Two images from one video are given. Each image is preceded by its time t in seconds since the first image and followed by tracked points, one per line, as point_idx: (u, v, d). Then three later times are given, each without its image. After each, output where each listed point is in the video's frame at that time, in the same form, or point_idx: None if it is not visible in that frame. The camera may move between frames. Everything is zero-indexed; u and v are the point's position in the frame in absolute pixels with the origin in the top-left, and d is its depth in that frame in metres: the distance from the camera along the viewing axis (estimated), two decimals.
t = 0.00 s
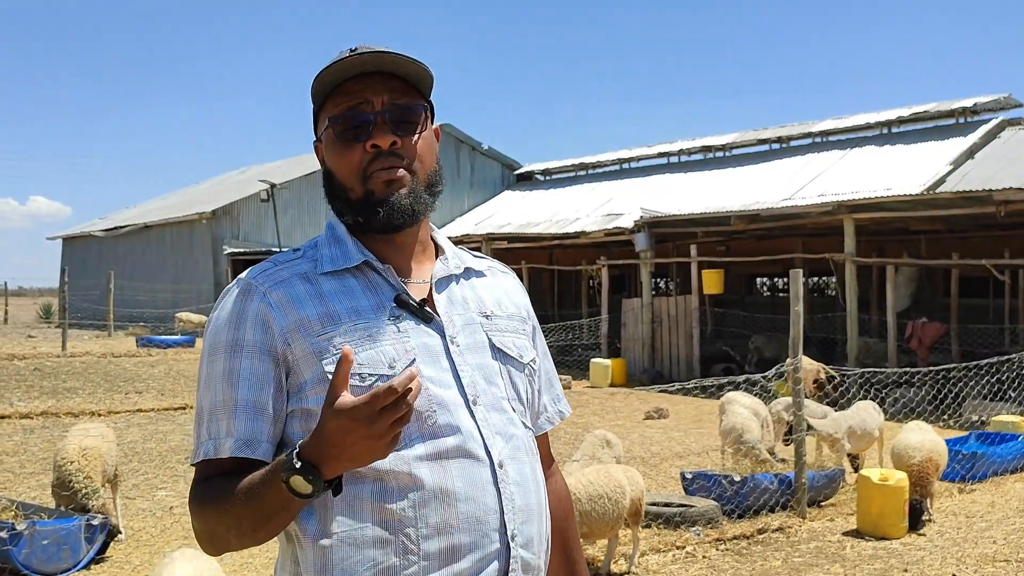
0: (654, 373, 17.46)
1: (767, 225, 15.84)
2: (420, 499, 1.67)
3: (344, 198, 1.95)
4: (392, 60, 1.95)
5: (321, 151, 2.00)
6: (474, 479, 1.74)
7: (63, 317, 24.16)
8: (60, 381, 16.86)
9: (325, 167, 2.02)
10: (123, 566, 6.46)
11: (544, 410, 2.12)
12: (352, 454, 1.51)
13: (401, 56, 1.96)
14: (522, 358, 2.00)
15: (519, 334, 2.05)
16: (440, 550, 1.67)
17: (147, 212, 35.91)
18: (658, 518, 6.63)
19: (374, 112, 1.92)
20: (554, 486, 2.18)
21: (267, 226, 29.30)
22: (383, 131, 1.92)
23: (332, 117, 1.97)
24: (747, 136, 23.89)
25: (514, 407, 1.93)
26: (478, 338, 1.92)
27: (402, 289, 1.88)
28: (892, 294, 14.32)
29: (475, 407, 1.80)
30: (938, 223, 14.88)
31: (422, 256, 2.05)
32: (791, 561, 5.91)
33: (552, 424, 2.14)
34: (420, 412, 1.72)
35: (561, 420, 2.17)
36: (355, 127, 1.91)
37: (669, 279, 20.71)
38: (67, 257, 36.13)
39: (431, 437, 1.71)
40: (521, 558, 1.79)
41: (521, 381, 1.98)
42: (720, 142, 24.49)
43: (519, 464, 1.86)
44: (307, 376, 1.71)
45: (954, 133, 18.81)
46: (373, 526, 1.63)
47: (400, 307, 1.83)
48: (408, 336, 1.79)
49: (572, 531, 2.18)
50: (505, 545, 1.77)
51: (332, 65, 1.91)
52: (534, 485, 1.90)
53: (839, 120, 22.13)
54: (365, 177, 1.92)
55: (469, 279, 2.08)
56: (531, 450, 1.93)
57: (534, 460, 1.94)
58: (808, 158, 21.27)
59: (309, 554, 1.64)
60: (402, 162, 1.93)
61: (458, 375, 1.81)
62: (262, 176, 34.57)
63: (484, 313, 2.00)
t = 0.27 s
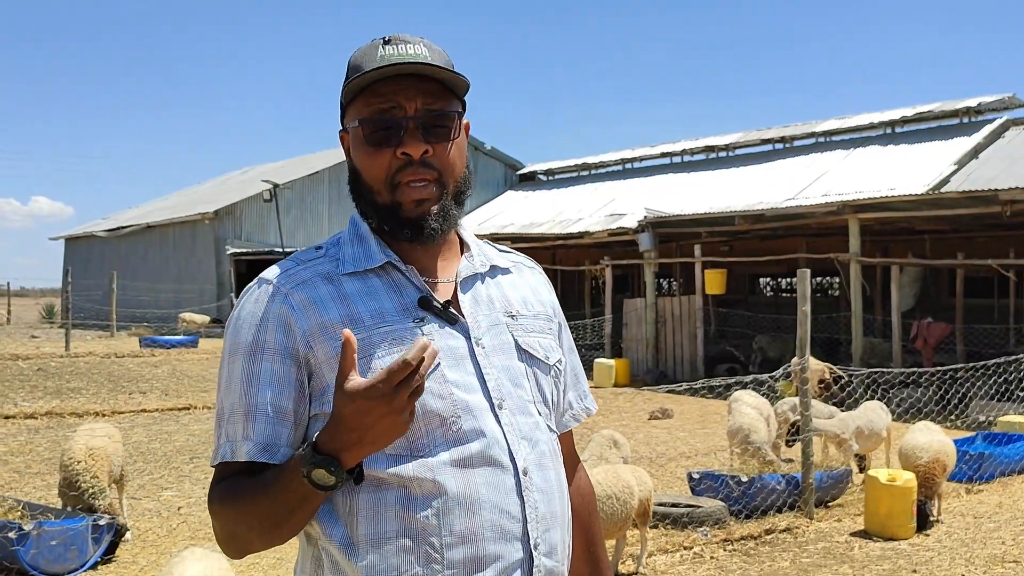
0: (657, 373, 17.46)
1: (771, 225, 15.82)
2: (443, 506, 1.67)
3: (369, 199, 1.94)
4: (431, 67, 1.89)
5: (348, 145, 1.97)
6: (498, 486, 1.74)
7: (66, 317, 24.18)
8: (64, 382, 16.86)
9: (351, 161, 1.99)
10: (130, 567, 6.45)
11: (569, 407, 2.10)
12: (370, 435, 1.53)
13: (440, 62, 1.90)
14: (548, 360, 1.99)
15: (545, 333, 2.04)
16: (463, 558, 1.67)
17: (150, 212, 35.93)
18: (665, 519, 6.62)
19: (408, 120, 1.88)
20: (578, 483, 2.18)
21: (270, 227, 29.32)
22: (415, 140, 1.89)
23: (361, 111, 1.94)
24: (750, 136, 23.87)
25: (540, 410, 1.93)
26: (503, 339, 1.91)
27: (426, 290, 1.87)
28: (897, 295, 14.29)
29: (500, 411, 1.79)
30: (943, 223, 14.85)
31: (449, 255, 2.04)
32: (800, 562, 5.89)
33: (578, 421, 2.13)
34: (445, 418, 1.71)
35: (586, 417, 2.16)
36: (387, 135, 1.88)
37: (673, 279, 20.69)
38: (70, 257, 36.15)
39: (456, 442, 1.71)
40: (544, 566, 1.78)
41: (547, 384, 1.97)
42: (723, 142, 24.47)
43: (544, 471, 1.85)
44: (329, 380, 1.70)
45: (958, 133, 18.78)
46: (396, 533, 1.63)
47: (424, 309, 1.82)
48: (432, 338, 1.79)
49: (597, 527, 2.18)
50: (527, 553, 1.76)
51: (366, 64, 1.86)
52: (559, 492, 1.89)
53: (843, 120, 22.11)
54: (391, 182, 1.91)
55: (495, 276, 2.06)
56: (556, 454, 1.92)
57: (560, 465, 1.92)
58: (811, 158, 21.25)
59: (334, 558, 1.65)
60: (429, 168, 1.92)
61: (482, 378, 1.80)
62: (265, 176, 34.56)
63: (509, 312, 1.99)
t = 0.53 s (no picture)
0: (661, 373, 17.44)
1: (774, 225, 15.79)
2: (473, 512, 1.66)
3: (400, 202, 1.92)
4: (468, 73, 1.83)
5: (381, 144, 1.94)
6: (529, 490, 1.72)
7: (69, 317, 24.20)
8: (67, 382, 16.88)
9: (382, 161, 1.97)
10: (135, 568, 6.45)
11: (597, 410, 2.09)
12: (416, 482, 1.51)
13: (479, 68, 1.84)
14: (578, 362, 1.97)
15: (574, 336, 2.01)
16: (494, 563, 1.66)
17: (152, 212, 35.96)
18: (672, 520, 6.60)
19: (443, 130, 1.84)
20: (608, 486, 2.16)
21: (272, 227, 29.32)
22: (450, 149, 1.85)
23: (396, 111, 1.89)
24: (753, 136, 23.85)
25: (570, 414, 1.91)
26: (533, 341, 1.89)
27: (455, 292, 1.85)
28: (901, 295, 14.27)
29: (530, 414, 1.77)
30: (947, 223, 14.82)
31: (479, 257, 2.02)
32: (808, 563, 5.87)
33: (606, 422, 2.11)
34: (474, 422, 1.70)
35: (614, 419, 2.14)
36: (422, 143, 1.84)
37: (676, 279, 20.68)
38: (72, 257, 36.18)
39: (485, 446, 1.69)
40: (575, 572, 1.76)
41: (577, 387, 1.95)
42: (726, 142, 24.45)
43: (574, 476, 1.83)
44: (358, 383, 1.69)
45: (961, 133, 18.76)
46: (426, 541, 1.62)
47: (453, 311, 1.80)
48: (460, 341, 1.77)
49: (629, 531, 2.16)
50: (558, 558, 1.75)
51: (402, 67, 1.81)
52: (588, 497, 1.87)
53: (846, 120, 22.09)
54: (424, 188, 1.88)
55: (525, 277, 2.04)
56: (585, 458, 1.90)
57: (589, 469, 1.90)
58: (814, 158, 21.23)
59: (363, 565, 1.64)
60: (464, 175, 1.89)
61: (513, 382, 1.79)
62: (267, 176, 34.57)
63: (539, 314, 1.96)
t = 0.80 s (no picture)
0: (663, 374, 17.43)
1: (777, 225, 15.78)
2: (497, 519, 1.65)
3: (430, 204, 1.91)
4: (502, 75, 1.83)
5: (410, 143, 1.93)
6: (553, 496, 1.72)
7: (71, 318, 24.22)
8: (70, 382, 16.90)
9: (412, 160, 1.96)
10: (140, 569, 6.44)
11: (621, 416, 2.06)
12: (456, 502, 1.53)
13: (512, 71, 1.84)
14: (603, 367, 1.96)
15: (600, 341, 2.00)
16: (519, 570, 1.65)
17: (154, 212, 35.97)
18: (678, 521, 6.58)
19: (477, 132, 1.83)
20: (632, 492, 2.14)
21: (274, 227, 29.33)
22: (482, 151, 1.85)
23: (427, 111, 1.88)
24: (755, 136, 23.84)
25: (594, 418, 1.90)
26: (558, 346, 1.88)
27: (480, 297, 1.84)
28: (904, 295, 14.25)
29: (555, 419, 1.76)
30: (950, 223, 14.79)
31: (505, 259, 2.01)
32: (814, 564, 5.86)
33: (630, 429, 2.09)
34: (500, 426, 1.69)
35: (638, 425, 2.12)
36: (455, 144, 1.83)
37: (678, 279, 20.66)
38: (74, 257, 36.20)
39: (511, 452, 1.68)
40: None
41: (603, 392, 1.94)
42: (728, 142, 24.44)
43: (598, 482, 1.82)
44: (383, 385, 1.68)
45: (963, 133, 18.75)
46: (452, 547, 1.62)
47: (478, 315, 1.79)
48: (487, 345, 1.76)
49: (653, 538, 2.15)
50: (582, 565, 1.74)
51: (435, 67, 1.80)
52: (612, 503, 1.86)
53: (848, 120, 22.08)
54: (455, 189, 1.88)
55: (549, 281, 2.03)
56: (609, 464, 1.89)
57: (613, 475, 1.89)
58: (816, 158, 21.21)
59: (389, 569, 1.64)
60: (495, 179, 1.88)
61: (538, 387, 1.78)
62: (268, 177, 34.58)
63: (564, 318, 1.95)
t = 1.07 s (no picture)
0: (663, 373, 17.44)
1: (777, 225, 15.78)
2: (517, 517, 1.65)
3: (454, 201, 1.91)
4: (536, 77, 1.83)
5: (436, 139, 1.93)
6: (572, 493, 1.72)
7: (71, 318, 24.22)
8: (71, 382, 16.90)
9: (438, 156, 1.95)
10: (143, 569, 6.44)
11: (637, 415, 2.06)
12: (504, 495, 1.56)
13: (547, 74, 1.84)
14: (621, 366, 1.96)
15: (617, 340, 2.00)
16: (537, 567, 1.65)
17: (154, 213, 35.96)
18: (681, 520, 6.58)
19: (508, 131, 1.82)
20: (646, 492, 2.14)
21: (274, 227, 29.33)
22: (512, 151, 1.84)
23: (457, 108, 1.88)
24: (755, 136, 23.85)
25: (612, 416, 1.90)
26: (577, 343, 1.88)
27: (499, 293, 1.84)
28: (905, 294, 14.26)
29: (573, 417, 1.76)
30: (950, 223, 14.79)
31: (525, 258, 2.00)
32: (817, 564, 5.86)
33: (646, 429, 2.09)
34: (519, 423, 1.69)
35: (654, 425, 2.12)
36: (484, 141, 1.82)
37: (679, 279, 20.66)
38: (74, 257, 36.21)
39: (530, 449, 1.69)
40: None
41: (620, 390, 1.95)
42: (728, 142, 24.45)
43: (615, 479, 1.82)
44: (402, 380, 1.68)
45: (963, 132, 18.76)
46: (472, 544, 1.61)
47: (497, 312, 1.79)
48: (506, 342, 1.75)
49: (665, 538, 2.15)
50: (599, 563, 1.73)
51: (469, 64, 1.80)
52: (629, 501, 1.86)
53: (848, 120, 22.09)
54: (482, 186, 1.86)
55: (568, 280, 2.03)
56: (626, 462, 1.89)
57: (630, 473, 1.89)
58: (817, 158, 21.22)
59: (407, 565, 1.63)
60: (522, 178, 1.87)
61: (557, 383, 1.77)
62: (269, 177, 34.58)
63: (582, 316, 1.95)
